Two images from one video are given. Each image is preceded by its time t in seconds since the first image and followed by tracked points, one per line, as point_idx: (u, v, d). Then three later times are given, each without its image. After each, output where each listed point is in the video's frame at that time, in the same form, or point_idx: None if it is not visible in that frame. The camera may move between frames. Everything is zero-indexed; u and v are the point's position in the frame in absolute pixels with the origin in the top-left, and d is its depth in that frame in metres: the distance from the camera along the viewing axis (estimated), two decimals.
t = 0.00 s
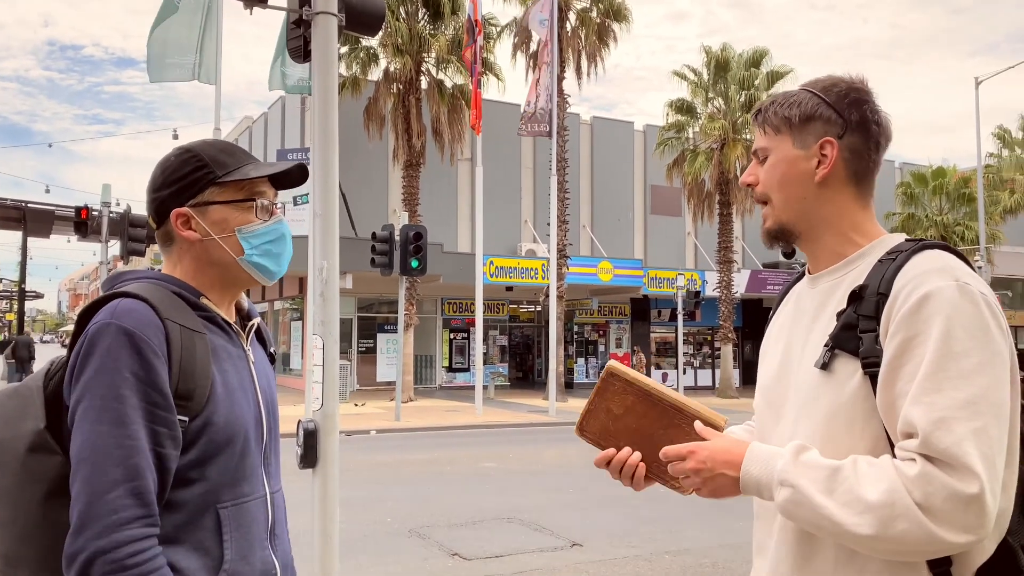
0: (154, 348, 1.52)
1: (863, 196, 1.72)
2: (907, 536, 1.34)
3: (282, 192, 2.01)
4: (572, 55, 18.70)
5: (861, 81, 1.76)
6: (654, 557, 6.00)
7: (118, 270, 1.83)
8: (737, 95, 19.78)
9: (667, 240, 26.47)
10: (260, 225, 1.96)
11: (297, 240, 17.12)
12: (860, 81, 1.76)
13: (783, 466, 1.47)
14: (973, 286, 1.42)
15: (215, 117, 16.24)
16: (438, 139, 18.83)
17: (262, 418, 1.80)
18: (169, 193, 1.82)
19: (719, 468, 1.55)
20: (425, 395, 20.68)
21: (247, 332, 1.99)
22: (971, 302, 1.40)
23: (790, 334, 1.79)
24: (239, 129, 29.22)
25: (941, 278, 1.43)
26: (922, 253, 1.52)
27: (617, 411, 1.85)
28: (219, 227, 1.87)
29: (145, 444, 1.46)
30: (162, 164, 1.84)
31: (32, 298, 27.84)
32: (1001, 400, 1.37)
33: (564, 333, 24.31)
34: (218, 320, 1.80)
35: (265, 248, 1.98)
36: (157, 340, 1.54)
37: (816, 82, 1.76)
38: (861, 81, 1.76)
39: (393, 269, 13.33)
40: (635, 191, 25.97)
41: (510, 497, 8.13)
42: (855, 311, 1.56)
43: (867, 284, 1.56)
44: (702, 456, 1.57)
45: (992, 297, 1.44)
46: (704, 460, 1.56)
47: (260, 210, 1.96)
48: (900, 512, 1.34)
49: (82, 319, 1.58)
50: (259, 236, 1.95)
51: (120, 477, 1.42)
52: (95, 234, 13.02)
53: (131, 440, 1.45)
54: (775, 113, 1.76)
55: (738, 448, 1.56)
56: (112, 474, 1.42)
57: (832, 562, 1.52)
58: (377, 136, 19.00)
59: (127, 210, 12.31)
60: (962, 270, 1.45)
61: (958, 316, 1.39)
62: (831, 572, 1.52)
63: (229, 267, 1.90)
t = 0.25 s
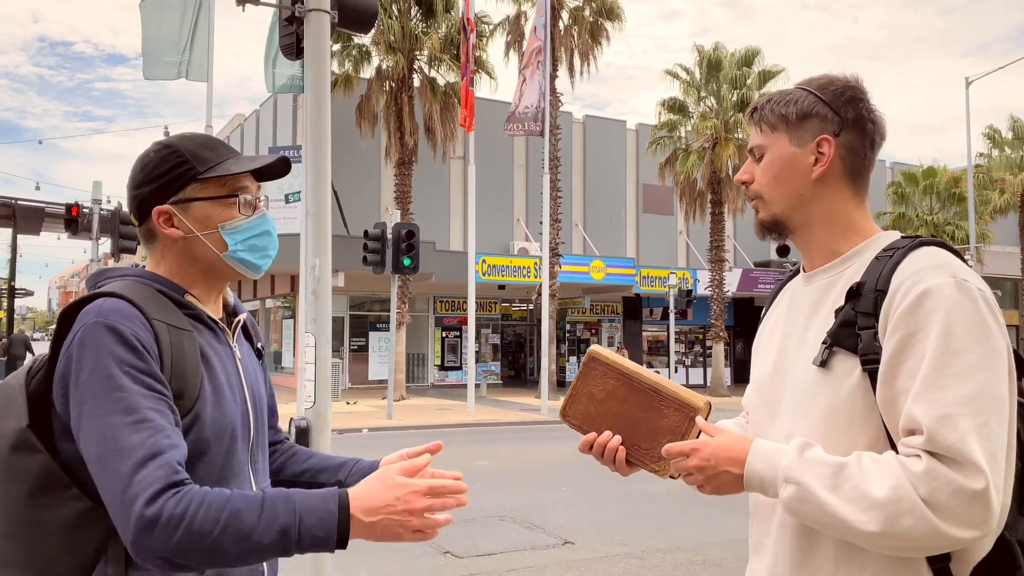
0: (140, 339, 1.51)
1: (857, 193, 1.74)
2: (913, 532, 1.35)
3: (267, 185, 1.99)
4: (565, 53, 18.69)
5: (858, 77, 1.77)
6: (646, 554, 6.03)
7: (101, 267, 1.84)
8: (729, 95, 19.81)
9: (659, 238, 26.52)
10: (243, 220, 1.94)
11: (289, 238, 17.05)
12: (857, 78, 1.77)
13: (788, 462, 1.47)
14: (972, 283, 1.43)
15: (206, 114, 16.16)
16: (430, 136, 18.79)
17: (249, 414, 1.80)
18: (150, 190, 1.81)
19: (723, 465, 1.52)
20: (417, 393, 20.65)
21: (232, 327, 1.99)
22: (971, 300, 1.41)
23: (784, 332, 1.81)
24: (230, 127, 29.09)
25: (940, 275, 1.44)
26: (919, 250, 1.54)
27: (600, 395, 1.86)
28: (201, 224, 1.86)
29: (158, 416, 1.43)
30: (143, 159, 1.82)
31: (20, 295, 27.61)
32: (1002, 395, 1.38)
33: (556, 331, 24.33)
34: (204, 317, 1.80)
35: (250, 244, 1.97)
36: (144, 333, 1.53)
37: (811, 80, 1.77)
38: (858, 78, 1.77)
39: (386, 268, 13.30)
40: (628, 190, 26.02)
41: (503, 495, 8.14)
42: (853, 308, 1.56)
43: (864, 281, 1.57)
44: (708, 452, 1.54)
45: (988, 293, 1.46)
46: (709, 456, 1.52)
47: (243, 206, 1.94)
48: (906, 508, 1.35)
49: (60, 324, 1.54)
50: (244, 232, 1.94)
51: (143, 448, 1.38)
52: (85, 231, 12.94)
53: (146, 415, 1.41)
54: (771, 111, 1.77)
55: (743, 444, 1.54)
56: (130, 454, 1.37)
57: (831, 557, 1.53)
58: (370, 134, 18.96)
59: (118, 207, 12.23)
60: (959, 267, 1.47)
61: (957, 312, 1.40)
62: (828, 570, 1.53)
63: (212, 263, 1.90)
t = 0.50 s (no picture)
0: (137, 327, 1.51)
1: (859, 198, 1.74)
2: (930, 535, 1.36)
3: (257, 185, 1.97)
4: (559, 52, 18.69)
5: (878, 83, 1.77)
6: (639, 553, 6.04)
7: (88, 264, 1.84)
8: (723, 94, 19.87)
9: (652, 238, 26.57)
10: (232, 220, 1.93)
11: (282, 236, 17.01)
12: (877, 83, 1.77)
13: (802, 473, 1.47)
14: (971, 280, 1.45)
15: (199, 112, 16.10)
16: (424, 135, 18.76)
17: (241, 410, 1.80)
18: (139, 189, 1.80)
19: (736, 479, 1.53)
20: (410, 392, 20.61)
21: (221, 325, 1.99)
22: (970, 297, 1.42)
23: (777, 332, 1.81)
24: (222, 125, 28.98)
25: (940, 275, 1.45)
26: (917, 249, 1.55)
27: (616, 406, 1.87)
28: (191, 224, 1.85)
29: (170, 391, 1.43)
30: (132, 156, 1.81)
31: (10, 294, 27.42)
32: (1007, 391, 1.40)
33: (550, 330, 24.35)
34: (196, 314, 1.79)
35: (240, 244, 1.96)
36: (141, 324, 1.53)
37: (833, 76, 1.76)
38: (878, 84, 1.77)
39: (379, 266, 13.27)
40: (621, 189, 26.05)
41: (497, 493, 8.14)
42: (852, 307, 1.57)
43: (863, 280, 1.57)
44: (719, 467, 1.55)
45: (986, 290, 1.47)
46: (721, 472, 1.53)
47: (232, 206, 1.93)
48: (924, 511, 1.36)
49: (48, 325, 1.51)
50: (233, 232, 1.93)
51: (164, 421, 1.38)
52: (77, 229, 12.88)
53: (159, 394, 1.41)
54: (791, 97, 1.75)
55: (753, 455, 1.55)
56: (160, 432, 1.37)
57: (835, 553, 1.53)
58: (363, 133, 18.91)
59: (110, 205, 12.17)
60: (959, 266, 1.48)
61: (960, 312, 1.41)
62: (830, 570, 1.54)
63: (201, 262, 1.89)
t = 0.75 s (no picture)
0: (130, 335, 1.50)
1: (857, 200, 1.75)
2: (929, 536, 1.37)
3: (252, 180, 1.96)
4: (554, 51, 18.70)
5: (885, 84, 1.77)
6: (633, 552, 6.05)
7: (90, 264, 1.83)
8: (718, 94, 19.90)
9: (647, 237, 26.61)
10: (228, 217, 1.92)
11: (276, 235, 16.96)
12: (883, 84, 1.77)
13: (801, 477, 1.48)
14: (969, 280, 1.45)
15: (193, 110, 16.04)
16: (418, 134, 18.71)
17: (237, 412, 1.79)
18: (134, 190, 1.79)
19: (737, 485, 1.54)
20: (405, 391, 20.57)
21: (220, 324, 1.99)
22: (966, 297, 1.43)
23: (771, 331, 1.82)
24: (216, 123, 28.88)
25: (938, 275, 1.46)
26: (913, 249, 1.55)
27: (662, 412, 1.76)
28: (187, 223, 1.84)
29: (149, 409, 1.42)
30: (125, 157, 1.80)
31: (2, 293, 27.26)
32: (1004, 391, 1.40)
33: (544, 330, 24.36)
34: (193, 315, 1.79)
35: (236, 240, 1.95)
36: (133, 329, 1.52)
37: (840, 75, 1.75)
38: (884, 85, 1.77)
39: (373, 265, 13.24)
40: (616, 189, 26.07)
41: (491, 493, 8.14)
42: (849, 307, 1.57)
43: (860, 280, 1.58)
44: (719, 472, 1.57)
45: (983, 291, 1.47)
46: (721, 478, 1.55)
47: (228, 203, 1.93)
48: (923, 513, 1.36)
49: (49, 319, 1.53)
50: (229, 229, 1.92)
51: (138, 440, 1.38)
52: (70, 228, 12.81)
53: (139, 411, 1.41)
54: (797, 95, 1.74)
55: (753, 460, 1.56)
56: (129, 450, 1.38)
57: (833, 556, 1.54)
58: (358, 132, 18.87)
59: (103, 203, 12.11)
60: (956, 267, 1.48)
61: (957, 313, 1.41)
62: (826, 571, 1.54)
63: (199, 260, 1.88)
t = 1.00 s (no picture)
0: (122, 339, 1.50)
1: (854, 203, 1.76)
2: (915, 538, 1.38)
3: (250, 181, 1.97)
4: (551, 51, 18.72)
5: (886, 86, 1.77)
6: (628, 552, 6.06)
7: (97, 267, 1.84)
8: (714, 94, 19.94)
9: (643, 238, 26.65)
10: (226, 218, 1.92)
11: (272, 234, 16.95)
12: (885, 86, 1.77)
13: (790, 477, 1.50)
14: (961, 283, 1.46)
15: (190, 109, 16.03)
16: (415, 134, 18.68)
17: (237, 412, 1.79)
18: (135, 193, 1.80)
19: (729, 483, 1.57)
20: (401, 391, 20.57)
21: (221, 326, 1.97)
22: (958, 299, 1.44)
23: (766, 331, 1.82)
24: (213, 122, 28.85)
25: (930, 276, 1.46)
26: (905, 250, 1.56)
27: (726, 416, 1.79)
28: (185, 224, 1.84)
29: (127, 423, 1.44)
30: (127, 161, 1.82)
31: None
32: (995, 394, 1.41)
33: (540, 330, 24.38)
34: (192, 315, 1.78)
35: (235, 241, 1.93)
36: (126, 332, 1.52)
37: (844, 76, 1.75)
38: (885, 86, 1.77)
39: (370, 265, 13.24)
40: (612, 189, 26.10)
41: (487, 492, 8.15)
42: (841, 309, 1.58)
43: (852, 281, 1.58)
44: (714, 468, 1.59)
45: (974, 294, 1.48)
46: (715, 474, 1.58)
47: (226, 204, 1.92)
48: (907, 515, 1.38)
49: (53, 317, 1.55)
50: (227, 230, 1.91)
51: (111, 456, 1.41)
52: (65, 227, 12.79)
53: (117, 424, 1.43)
54: (801, 96, 1.73)
55: (745, 459, 1.58)
56: (99, 457, 1.41)
57: (824, 557, 1.55)
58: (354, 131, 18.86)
59: (99, 202, 12.10)
60: (949, 269, 1.49)
61: (948, 315, 1.42)
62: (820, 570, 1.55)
63: (199, 261, 1.88)
